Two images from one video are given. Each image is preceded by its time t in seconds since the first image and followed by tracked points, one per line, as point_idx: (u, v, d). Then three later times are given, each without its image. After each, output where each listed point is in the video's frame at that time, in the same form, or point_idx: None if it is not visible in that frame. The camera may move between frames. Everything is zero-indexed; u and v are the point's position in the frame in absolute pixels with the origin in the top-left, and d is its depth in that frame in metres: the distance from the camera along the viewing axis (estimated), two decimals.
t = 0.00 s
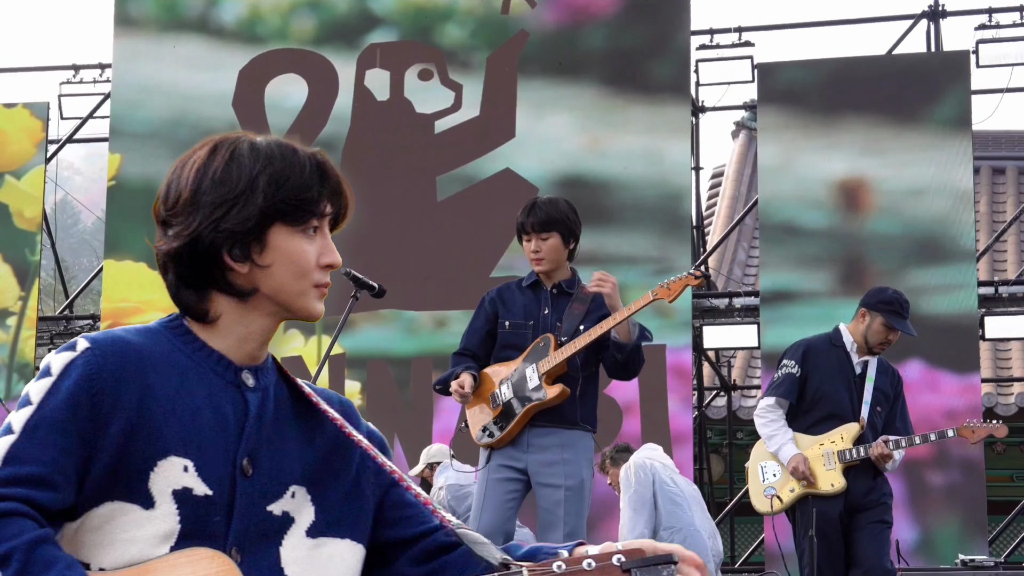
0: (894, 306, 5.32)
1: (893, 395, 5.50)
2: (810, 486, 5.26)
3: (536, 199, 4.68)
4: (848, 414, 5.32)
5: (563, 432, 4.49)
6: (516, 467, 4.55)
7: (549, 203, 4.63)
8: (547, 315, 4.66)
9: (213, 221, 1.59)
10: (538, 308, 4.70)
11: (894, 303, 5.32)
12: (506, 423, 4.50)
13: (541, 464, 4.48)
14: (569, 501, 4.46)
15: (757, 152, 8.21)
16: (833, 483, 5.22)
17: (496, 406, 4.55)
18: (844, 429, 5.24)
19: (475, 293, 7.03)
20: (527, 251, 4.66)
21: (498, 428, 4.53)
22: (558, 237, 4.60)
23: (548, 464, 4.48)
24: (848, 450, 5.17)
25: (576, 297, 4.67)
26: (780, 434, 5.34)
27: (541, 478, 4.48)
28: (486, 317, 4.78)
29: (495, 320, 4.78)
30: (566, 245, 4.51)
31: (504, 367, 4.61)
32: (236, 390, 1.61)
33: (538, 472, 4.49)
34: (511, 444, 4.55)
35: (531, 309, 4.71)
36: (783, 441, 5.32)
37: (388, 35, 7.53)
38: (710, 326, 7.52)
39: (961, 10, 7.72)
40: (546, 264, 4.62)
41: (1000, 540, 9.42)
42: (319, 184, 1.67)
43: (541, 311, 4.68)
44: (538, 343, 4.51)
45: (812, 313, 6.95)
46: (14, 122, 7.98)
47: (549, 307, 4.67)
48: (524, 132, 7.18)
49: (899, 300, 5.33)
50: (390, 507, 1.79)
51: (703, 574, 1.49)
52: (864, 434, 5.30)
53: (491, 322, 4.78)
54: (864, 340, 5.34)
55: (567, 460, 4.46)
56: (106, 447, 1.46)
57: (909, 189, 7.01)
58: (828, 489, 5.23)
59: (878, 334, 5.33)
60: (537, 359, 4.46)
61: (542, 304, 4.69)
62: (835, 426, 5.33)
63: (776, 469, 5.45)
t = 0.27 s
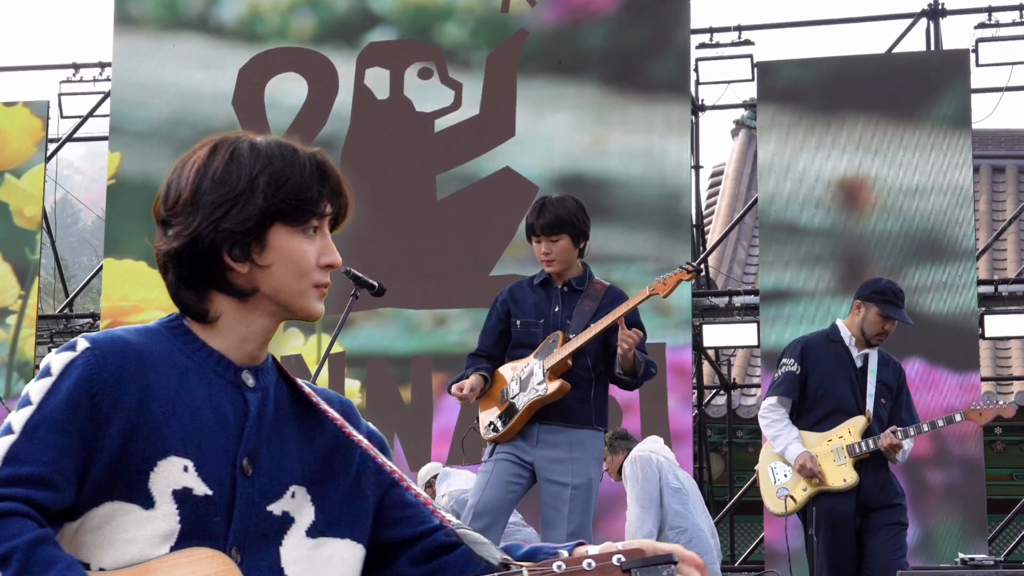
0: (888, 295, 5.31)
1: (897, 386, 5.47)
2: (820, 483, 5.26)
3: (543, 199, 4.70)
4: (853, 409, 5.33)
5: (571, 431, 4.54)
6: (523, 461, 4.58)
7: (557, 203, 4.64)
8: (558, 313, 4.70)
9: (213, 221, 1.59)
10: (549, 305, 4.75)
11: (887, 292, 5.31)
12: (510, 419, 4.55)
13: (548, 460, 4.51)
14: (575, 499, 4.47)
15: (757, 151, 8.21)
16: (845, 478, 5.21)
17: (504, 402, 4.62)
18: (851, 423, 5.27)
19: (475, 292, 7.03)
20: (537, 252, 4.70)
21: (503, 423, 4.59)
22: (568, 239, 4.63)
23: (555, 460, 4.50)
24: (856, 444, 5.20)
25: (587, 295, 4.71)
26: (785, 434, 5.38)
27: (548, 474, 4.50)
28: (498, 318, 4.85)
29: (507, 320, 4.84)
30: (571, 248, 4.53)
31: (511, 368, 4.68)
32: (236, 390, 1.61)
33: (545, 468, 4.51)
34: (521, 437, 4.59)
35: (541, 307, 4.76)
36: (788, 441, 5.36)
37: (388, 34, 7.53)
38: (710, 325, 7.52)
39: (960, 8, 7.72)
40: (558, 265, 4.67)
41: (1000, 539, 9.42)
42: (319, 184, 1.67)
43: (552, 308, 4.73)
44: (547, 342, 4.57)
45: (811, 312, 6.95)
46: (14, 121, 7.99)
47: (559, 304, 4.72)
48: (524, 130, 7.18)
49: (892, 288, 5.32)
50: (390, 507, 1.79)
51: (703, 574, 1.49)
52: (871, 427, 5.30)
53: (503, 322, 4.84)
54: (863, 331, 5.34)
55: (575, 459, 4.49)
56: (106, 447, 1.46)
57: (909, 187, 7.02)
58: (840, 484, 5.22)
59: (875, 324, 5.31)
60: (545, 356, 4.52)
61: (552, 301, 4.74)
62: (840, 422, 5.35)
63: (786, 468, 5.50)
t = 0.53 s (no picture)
0: (885, 281, 5.42)
1: (909, 379, 5.53)
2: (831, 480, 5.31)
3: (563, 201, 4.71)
4: (863, 403, 5.40)
5: (576, 428, 4.55)
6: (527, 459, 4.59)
7: (575, 205, 4.67)
8: (570, 312, 4.72)
9: (213, 221, 1.59)
10: (561, 303, 4.77)
11: (885, 279, 5.43)
12: (518, 412, 4.55)
13: (553, 458, 4.51)
14: (580, 497, 4.48)
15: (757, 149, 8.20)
16: (858, 473, 5.23)
17: (510, 394, 4.62)
18: (862, 419, 5.32)
19: (475, 290, 7.03)
20: (552, 253, 4.70)
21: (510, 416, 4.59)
22: (584, 241, 4.65)
23: (560, 458, 4.50)
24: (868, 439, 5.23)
25: (601, 296, 4.73)
26: (796, 427, 5.47)
27: (552, 472, 4.50)
28: (507, 313, 4.84)
29: (514, 316, 4.83)
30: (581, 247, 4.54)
31: (518, 363, 4.68)
32: (236, 390, 1.61)
33: (549, 465, 4.51)
34: (524, 431, 4.59)
35: (553, 304, 4.77)
36: (799, 434, 5.45)
37: (388, 33, 7.52)
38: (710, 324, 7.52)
39: (960, 7, 7.72)
40: (573, 267, 4.67)
41: (1000, 538, 9.43)
42: (319, 184, 1.67)
43: (564, 306, 4.75)
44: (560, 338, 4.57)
45: (811, 310, 6.96)
46: (13, 120, 7.98)
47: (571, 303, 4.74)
48: (524, 129, 7.18)
49: (890, 275, 5.43)
50: (390, 507, 1.80)
51: (704, 574, 1.50)
52: (883, 421, 5.36)
53: (507, 317, 4.84)
54: (868, 321, 5.44)
55: (580, 456, 4.50)
56: (106, 447, 1.47)
57: (909, 186, 7.02)
58: (853, 480, 5.24)
59: (877, 312, 5.41)
60: (558, 351, 4.53)
61: (564, 300, 4.76)
62: (851, 418, 5.42)
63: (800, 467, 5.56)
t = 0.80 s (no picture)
0: (913, 275, 5.40)
1: (937, 373, 5.44)
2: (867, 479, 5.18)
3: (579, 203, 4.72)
4: (893, 402, 5.30)
5: (576, 428, 4.57)
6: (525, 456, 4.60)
7: (592, 208, 4.67)
8: (579, 313, 4.72)
9: (213, 221, 1.59)
10: (569, 302, 4.75)
11: (913, 272, 5.40)
12: (521, 408, 4.56)
13: (553, 456, 4.52)
14: (579, 496, 4.49)
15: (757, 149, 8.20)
16: (894, 473, 5.14)
17: (512, 388, 4.62)
18: (897, 417, 5.22)
19: (475, 290, 7.03)
20: (565, 253, 4.69)
21: (511, 411, 4.59)
22: (598, 245, 4.65)
23: (560, 456, 4.51)
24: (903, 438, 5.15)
25: (609, 300, 4.75)
26: (823, 421, 5.33)
27: (551, 470, 4.51)
28: (512, 306, 4.83)
29: (519, 310, 4.83)
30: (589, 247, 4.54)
31: (523, 357, 4.66)
32: (236, 390, 1.61)
33: (548, 463, 4.52)
34: (522, 427, 4.61)
35: (561, 302, 4.75)
36: (828, 428, 5.32)
37: (388, 32, 7.52)
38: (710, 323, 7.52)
39: (960, 7, 7.72)
40: (585, 269, 4.67)
41: (999, 538, 9.43)
42: (319, 184, 1.67)
43: (572, 306, 4.73)
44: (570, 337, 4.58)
45: (811, 310, 6.96)
46: (13, 119, 7.98)
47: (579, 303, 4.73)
48: (524, 129, 7.18)
49: (917, 269, 5.40)
50: (390, 507, 1.80)
51: (703, 574, 1.50)
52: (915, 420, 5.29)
53: (513, 310, 4.83)
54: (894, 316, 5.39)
55: (579, 455, 4.51)
56: (106, 447, 1.47)
57: (909, 186, 7.02)
58: (888, 481, 5.14)
59: (906, 306, 5.37)
60: (565, 352, 4.55)
61: (574, 300, 4.73)
62: (883, 416, 5.31)
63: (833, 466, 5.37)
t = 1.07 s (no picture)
0: (936, 269, 5.32)
1: (967, 367, 5.34)
2: (901, 472, 5.14)
3: (590, 206, 4.72)
4: (921, 399, 5.23)
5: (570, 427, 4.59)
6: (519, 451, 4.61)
7: (603, 210, 4.68)
8: (582, 314, 4.71)
9: (213, 221, 1.59)
10: (573, 303, 4.74)
11: (936, 266, 5.32)
12: (518, 402, 4.55)
13: (546, 453, 4.54)
14: (573, 493, 4.51)
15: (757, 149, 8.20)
16: (927, 466, 5.10)
17: (512, 381, 4.61)
18: (932, 412, 5.14)
19: (474, 289, 7.03)
20: (574, 255, 4.69)
21: (508, 404, 4.58)
22: (608, 249, 4.65)
23: (553, 455, 4.53)
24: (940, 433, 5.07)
25: (615, 303, 4.74)
26: (854, 417, 5.25)
27: (544, 467, 4.52)
28: (516, 303, 4.83)
29: (523, 307, 4.82)
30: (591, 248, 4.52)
31: (525, 354, 4.67)
32: (236, 390, 1.61)
33: (541, 460, 4.54)
34: (518, 423, 4.62)
35: (565, 303, 4.74)
36: (860, 423, 5.24)
37: (388, 31, 7.52)
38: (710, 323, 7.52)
39: (960, 7, 7.72)
40: (593, 271, 4.67)
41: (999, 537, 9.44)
42: (319, 184, 1.67)
43: (576, 308, 4.72)
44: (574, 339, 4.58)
45: (811, 309, 6.96)
46: (13, 118, 7.98)
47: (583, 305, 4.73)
48: (524, 128, 7.18)
49: (940, 263, 5.33)
50: (390, 507, 1.79)
51: (703, 574, 1.50)
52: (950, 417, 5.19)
53: (517, 307, 4.83)
54: (920, 311, 5.31)
55: (573, 454, 4.54)
56: (106, 447, 1.47)
57: (909, 185, 7.02)
58: (921, 474, 5.11)
59: (929, 301, 5.30)
60: (567, 352, 4.54)
61: (577, 301, 4.73)
62: (916, 412, 5.23)
63: (865, 460, 5.27)
